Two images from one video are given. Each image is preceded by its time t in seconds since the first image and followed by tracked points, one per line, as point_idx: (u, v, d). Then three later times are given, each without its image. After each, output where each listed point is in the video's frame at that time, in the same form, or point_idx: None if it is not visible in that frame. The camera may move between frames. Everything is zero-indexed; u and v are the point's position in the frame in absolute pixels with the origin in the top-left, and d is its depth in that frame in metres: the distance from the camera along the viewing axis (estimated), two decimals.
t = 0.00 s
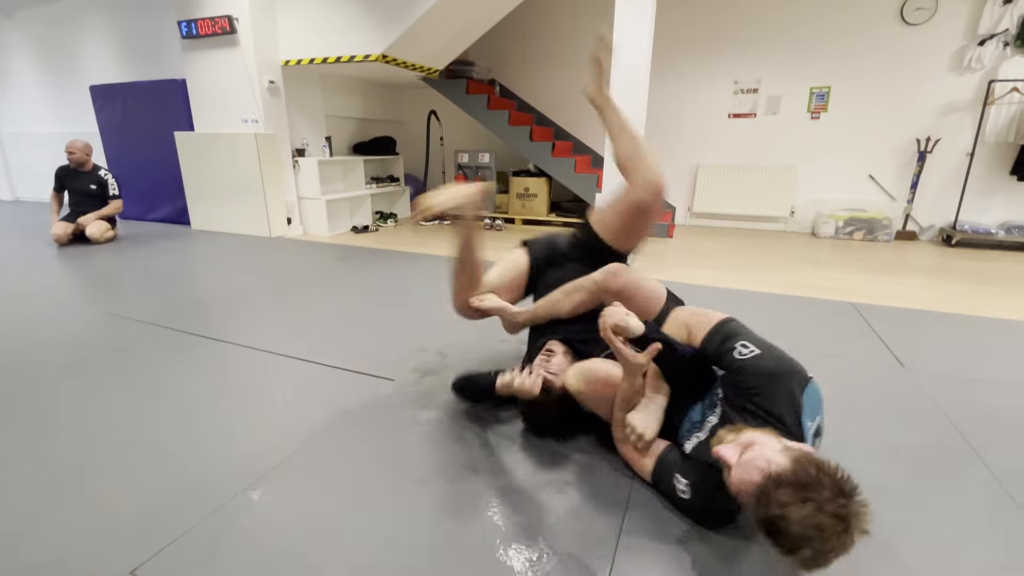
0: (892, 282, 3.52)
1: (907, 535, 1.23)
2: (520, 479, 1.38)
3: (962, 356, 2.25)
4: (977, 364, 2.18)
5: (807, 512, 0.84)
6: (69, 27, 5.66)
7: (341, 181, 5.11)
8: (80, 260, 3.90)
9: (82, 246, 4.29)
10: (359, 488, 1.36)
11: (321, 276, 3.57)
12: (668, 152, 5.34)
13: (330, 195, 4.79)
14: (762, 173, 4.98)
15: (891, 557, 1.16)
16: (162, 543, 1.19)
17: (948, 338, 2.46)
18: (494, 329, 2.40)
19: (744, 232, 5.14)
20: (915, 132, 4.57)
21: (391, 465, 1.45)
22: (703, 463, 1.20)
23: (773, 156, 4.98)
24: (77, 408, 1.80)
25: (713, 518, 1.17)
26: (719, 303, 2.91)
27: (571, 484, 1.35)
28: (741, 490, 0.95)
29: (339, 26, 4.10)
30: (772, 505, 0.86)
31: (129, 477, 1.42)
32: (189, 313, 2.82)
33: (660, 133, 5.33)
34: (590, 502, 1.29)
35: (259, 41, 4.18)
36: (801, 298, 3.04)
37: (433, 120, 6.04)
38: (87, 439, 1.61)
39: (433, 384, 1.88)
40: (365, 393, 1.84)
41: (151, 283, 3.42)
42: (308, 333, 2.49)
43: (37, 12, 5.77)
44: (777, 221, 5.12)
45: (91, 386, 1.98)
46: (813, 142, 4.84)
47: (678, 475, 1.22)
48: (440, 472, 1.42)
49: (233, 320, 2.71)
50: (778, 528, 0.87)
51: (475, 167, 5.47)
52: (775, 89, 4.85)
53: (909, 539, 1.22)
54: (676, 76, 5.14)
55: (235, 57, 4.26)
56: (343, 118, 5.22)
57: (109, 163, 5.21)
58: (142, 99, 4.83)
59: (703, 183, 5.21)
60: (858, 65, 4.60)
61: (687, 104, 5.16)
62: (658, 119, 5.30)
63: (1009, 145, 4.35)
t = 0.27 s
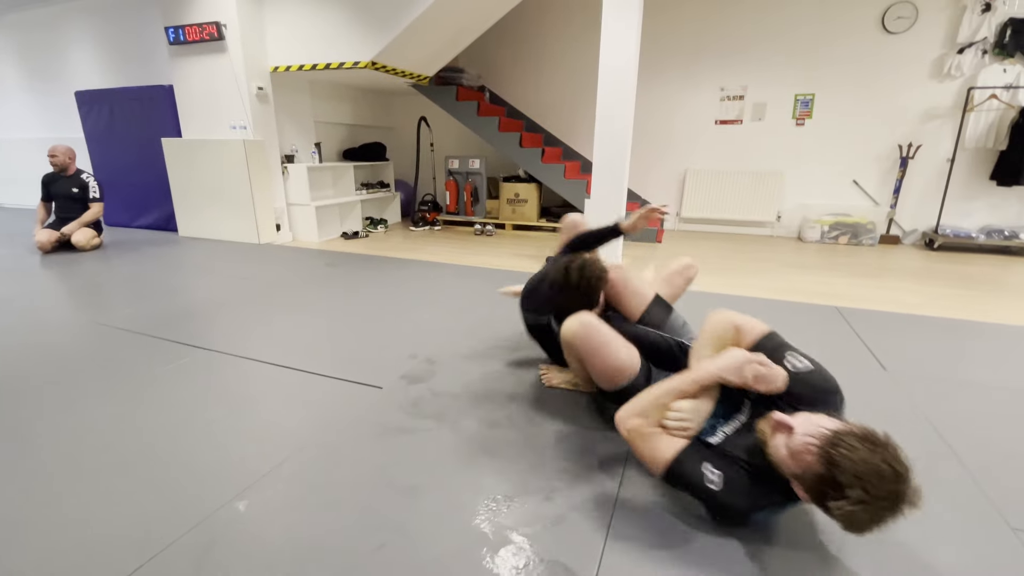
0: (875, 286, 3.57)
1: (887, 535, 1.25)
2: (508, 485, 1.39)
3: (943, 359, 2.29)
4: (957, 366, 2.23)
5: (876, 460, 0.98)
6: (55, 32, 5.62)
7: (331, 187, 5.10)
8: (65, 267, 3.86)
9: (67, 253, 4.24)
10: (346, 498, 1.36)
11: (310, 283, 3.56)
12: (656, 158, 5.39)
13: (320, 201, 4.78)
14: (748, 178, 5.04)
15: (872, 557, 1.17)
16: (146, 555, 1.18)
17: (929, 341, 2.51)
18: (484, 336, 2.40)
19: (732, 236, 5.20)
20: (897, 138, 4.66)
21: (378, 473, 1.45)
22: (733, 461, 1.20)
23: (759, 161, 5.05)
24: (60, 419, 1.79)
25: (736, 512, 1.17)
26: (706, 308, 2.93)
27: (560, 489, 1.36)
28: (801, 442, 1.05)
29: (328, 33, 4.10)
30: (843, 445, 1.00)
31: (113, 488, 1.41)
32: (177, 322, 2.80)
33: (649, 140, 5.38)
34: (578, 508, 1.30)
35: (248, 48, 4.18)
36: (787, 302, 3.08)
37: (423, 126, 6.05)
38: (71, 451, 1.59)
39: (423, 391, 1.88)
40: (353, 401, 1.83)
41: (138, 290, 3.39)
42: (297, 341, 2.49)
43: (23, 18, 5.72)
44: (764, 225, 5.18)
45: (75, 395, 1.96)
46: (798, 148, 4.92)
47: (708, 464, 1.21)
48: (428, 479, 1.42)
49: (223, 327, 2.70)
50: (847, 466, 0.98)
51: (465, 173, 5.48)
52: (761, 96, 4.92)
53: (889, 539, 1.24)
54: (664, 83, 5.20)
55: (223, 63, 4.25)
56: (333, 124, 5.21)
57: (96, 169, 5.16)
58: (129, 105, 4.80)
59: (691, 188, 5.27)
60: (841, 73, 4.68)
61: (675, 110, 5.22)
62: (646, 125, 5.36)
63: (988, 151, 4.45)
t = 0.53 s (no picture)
0: (862, 290, 3.60)
1: (867, 545, 1.25)
2: (492, 496, 1.38)
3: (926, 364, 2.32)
4: (940, 371, 2.25)
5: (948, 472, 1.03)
6: (40, 35, 5.56)
7: (321, 191, 5.07)
8: (49, 274, 3.81)
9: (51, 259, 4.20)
10: (328, 511, 1.35)
11: (299, 288, 3.54)
12: (646, 163, 5.42)
13: (309, 206, 4.76)
14: (737, 182, 5.08)
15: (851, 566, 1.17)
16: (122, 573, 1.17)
17: (912, 345, 2.53)
18: (472, 343, 2.40)
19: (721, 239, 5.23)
20: (883, 142, 4.71)
21: (361, 484, 1.44)
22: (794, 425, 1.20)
23: (748, 165, 5.09)
24: (39, 431, 1.76)
25: (785, 471, 1.15)
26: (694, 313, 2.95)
27: (543, 501, 1.36)
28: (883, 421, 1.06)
29: (317, 38, 4.09)
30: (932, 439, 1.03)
31: (91, 504, 1.39)
32: (162, 330, 2.77)
33: (639, 144, 5.40)
34: (560, 520, 1.30)
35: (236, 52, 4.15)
36: (774, 307, 3.10)
37: (413, 129, 6.04)
38: (50, 465, 1.56)
39: (408, 401, 1.87)
40: (338, 412, 1.82)
41: (124, 297, 3.36)
42: (284, 349, 2.47)
43: (7, 21, 5.66)
44: (753, 229, 5.22)
45: (55, 407, 1.93)
46: (786, 152, 4.96)
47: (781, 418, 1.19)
48: (411, 491, 1.41)
49: (209, 335, 2.68)
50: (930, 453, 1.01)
51: (456, 177, 5.48)
52: (749, 101, 4.96)
53: (869, 548, 1.24)
54: (653, 87, 5.23)
55: (211, 68, 4.23)
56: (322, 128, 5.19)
57: (82, 174, 5.11)
58: (115, 109, 4.76)
59: (681, 192, 5.30)
60: (827, 78, 4.73)
61: (664, 115, 5.25)
62: (636, 129, 5.38)
63: (971, 155, 4.52)
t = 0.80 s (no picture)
0: (849, 293, 3.63)
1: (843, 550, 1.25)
2: (473, 505, 1.38)
3: (909, 368, 2.34)
4: (923, 375, 2.27)
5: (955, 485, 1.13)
6: (26, 40, 5.52)
7: (311, 196, 5.06)
8: (36, 279, 3.78)
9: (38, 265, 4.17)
10: (308, 522, 1.35)
11: (288, 294, 3.53)
12: (637, 166, 5.44)
13: (299, 210, 4.74)
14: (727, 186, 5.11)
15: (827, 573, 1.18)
16: None
17: (896, 349, 2.55)
18: (459, 350, 2.40)
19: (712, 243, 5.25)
20: (870, 146, 4.75)
21: (339, 495, 1.44)
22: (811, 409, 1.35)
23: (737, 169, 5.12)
24: (18, 442, 1.74)
25: (804, 423, 1.25)
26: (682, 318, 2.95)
27: (523, 509, 1.36)
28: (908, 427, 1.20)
29: (306, 43, 4.09)
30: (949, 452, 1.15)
31: (67, 516, 1.38)
32: (149, 337, 2.76)
33: (629, 148, 5.42)
34: (540, 528, 1.30)
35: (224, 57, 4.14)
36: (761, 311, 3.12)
37: (405, 134, 6.04)
38: (27, 477, 1.55)
39: (393, 409, 1.87)
40: (320, 421, 1.82)
41: (111, 303, 3.34)
42: (270, 356, 2.46)
43: None
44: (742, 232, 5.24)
45: (36, 417, 1.92)
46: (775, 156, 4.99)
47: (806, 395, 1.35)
48: (392, 500, 1.41)
49: (195, 343, 2.66)
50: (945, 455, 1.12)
51: (447, 180, 5.47)
52: (738, 105, 4.99)
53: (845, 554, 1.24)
54: (643, 91, 5.25)
55: (199, 72, 4.21)
56: (312, 132, 5.18)
57: (69, 179, 5.07)
58: (103, 114, 4.73)
59: (671, 196, 5.32)
60: (814, 83, 4.77)
61: (654, 119, 5.27)
62: (626, 133, 5.40)
63: (957, 159, 4.57)
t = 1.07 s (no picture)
0: (832, 294, 3.65)
1: (806, 552, 1.26)
2: (442, 508, 1.38)
3: (886, 370, 2.36)
4: (899, 377, 2.29)
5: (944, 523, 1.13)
6: (12, 42, 5.49)
7: (300, 198, 5.06)
8: (19, 283, 3.76)
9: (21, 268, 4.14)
10: (277, 527, 1.34)
11: (273, 296, 3.53)
12: (626, 168, 5.46)
13: (286, 213, 4.73)
14: (715, 189, 5.14)
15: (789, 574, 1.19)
16: None
17: (874, 351, 2.58)
18: (440, 352, 2.40)
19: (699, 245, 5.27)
20: (855, 148, 4.79)
21: (311, 499, 1.44)
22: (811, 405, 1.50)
23: (724, 171, 5.15)
24: None
25: (821, 393, 1.40)
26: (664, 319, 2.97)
27: (492, 511, 1.36)
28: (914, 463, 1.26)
29: (293, 45, 4.09)
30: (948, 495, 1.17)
31: (34, 522, 1.37)
32: (130, 340, 2.75)
33: (618, 150, 5.44)
34: (508, 531, 1.30)
35: (210, 59, 4.13)
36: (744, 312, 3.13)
37: (394, 136, 6.04)
38: None
39: (369, 412, 1.87)
40: (296, 424, 1.82)
41: (94, 306, 3.32)
42: (250, 359, 2.46)
43: None
44: (730, 234, 5.27)
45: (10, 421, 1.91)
46: (761, 158, 5.02)
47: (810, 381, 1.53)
48: (362, 505, 1.41)
49: (176, 346, 2.65)
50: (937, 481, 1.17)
51: (436, 183, 5.48)
52: (725, 108, 5.02)
53: (809, 556, 1.25)
54: (631, 94, 5.27)
55: (185, 74, 4.20)
56: (300, 134, 5.17)
57: (55, 182, 5.04)
58: (89, 116, 4.71)
59: (659, 198, 5.34)
60: (800, 85, 4.80)
61: (642, 121, 5.30)
62: (615, 135, 5.42)
63: (940, 161, 4.61)
